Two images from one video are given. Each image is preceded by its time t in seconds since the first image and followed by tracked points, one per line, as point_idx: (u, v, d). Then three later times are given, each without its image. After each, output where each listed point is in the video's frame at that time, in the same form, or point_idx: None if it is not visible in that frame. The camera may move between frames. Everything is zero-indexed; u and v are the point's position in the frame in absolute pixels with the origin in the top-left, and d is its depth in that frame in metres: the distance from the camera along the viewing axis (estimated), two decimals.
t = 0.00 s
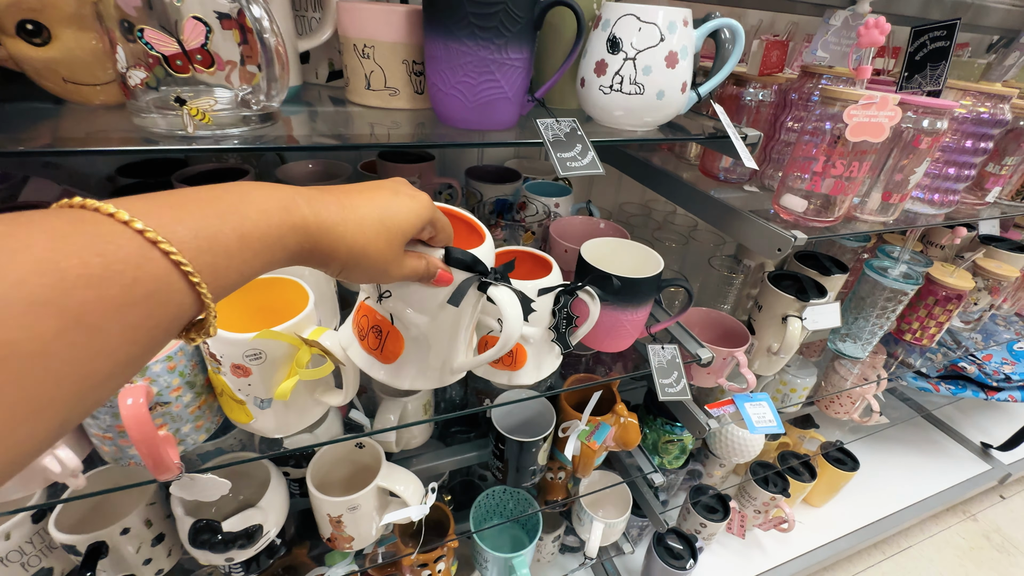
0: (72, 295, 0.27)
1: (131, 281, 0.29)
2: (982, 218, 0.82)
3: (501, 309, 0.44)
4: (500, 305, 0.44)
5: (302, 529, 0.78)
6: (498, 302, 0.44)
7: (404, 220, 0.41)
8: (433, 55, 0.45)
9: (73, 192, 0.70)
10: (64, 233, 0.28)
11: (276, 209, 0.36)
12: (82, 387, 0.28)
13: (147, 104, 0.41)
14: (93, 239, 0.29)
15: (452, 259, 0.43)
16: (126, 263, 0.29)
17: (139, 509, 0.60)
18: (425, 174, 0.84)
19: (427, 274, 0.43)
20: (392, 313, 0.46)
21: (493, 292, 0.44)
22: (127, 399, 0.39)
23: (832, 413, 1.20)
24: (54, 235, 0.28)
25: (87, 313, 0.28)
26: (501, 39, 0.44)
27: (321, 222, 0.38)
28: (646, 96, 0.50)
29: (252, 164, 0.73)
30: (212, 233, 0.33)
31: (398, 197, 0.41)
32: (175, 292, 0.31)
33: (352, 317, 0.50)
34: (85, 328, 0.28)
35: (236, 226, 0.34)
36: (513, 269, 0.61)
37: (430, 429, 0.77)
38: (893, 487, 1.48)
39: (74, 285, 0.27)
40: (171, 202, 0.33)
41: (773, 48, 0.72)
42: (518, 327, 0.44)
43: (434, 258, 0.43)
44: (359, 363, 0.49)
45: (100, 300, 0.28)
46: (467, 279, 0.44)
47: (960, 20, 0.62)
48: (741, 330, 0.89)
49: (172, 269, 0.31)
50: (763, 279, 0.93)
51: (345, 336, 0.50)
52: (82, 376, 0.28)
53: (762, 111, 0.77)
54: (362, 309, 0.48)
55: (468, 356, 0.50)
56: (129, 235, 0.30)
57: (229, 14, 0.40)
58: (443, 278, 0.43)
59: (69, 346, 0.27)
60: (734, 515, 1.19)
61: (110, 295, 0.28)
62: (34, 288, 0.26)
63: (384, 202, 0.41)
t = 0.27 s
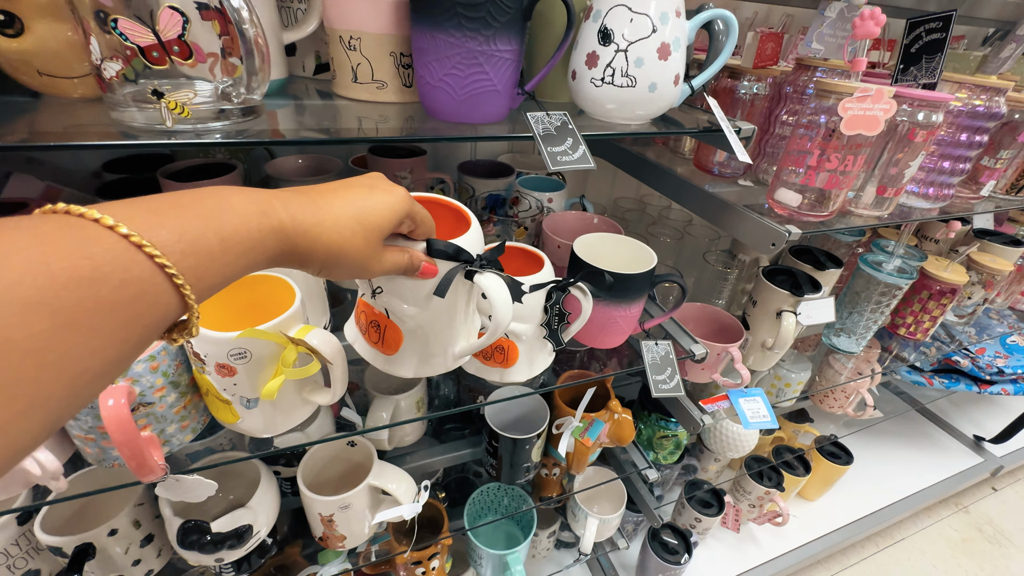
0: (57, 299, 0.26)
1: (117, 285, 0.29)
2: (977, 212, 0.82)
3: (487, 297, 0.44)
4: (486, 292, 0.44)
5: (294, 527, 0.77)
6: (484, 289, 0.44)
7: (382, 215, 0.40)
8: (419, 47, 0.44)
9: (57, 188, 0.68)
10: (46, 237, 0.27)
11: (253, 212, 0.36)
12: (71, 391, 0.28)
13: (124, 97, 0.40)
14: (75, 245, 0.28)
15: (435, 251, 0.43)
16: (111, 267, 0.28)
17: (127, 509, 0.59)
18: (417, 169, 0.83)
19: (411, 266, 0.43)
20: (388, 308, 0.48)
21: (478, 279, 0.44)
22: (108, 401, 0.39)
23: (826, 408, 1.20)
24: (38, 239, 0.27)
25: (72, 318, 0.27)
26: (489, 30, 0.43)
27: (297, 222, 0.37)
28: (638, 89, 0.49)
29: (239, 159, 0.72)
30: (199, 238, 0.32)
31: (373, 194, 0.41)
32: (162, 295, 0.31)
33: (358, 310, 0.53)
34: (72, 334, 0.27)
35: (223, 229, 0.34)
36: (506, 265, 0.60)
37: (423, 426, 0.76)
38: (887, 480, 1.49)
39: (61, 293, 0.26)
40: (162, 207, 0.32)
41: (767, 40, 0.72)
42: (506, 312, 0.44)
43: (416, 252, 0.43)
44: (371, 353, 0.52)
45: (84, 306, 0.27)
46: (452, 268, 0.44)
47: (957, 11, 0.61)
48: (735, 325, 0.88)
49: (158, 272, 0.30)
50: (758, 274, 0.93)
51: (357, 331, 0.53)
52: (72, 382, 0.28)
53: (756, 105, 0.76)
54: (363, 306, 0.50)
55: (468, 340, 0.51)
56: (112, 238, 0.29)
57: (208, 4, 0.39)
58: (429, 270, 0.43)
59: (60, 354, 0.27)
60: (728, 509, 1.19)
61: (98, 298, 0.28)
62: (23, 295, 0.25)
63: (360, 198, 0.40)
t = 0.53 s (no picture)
0: (45, 305, 0.25)
1: (102, 287, 0.27)
2: (976, 204, 0.81)
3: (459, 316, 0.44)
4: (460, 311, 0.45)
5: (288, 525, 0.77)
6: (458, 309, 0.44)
7: (368, 226, 0.40)
8: (408, 36, 0.42)
9: (40, 182, 0.67)
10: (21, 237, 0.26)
11: (242, 216, 0.35)
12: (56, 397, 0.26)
13: (101, 87, 0.38)
14: (56, 246, 0.26)
15: (415, 265, 0.43)
16: (95, 269, 0.27)
17: (117, 509, 0.58)
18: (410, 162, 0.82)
19: (391, 276, 0.43)
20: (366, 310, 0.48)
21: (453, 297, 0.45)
22: (90, 401, 0.38)
23: (823, 401, 1.20)
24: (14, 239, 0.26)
25: (55, 323, 0.26)
26: (480, 16, 0.41)
27: (285, 231, 0.36)
28: (634, 78, 0.48)
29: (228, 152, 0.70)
30: (186, 239, 0.31)
31: (361, 202, 0.40)
32: (149, 298, 0.30)
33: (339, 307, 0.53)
34: (56, 339, 0.26)
35: (209, 231, 0.32)
36: (500, 259, 0.58)
37: (418, 423, 0.76)
38: (883, 473, 1.49)
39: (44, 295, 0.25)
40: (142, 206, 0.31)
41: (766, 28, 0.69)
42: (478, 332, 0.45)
43: (397, 263, 0.43)
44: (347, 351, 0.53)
45: (68, 310, 0.26)
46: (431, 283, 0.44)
47: None
48: (732, 319, 0.88)
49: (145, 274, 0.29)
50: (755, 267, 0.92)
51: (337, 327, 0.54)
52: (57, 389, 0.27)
53: (753, 96, 0.76)
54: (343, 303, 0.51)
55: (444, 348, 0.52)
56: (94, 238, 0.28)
57: None
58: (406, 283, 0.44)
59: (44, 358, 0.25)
60: (725, 503, 1.19)
61: (83, 301, 0.27)
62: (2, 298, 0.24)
63: (346, 207, 0.40)
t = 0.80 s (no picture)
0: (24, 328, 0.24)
1: (87, 307, 0.26)
2: (976, 196, 0.80)
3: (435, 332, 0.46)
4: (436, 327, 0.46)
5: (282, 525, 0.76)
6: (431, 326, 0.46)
7: (350, 248, 0.39)
8: (397, 23, 0.40)
9: (21, 176, 0.65)
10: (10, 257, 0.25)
11: (226, 238, 0.32)
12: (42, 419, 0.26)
13: (74, 76, 0.37)
14: (40, 267, 0.26)
15: (393, 284, 0.44)
16: (79, 289, 0.26)
17: (104, 512, 0.57)
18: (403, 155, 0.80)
19: (369, 294, 0.43)
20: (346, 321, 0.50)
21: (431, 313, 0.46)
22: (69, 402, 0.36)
23: (820, 395, 1.20)
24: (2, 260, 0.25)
25: (38, 345, 0.25)
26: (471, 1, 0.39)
27: (265, 254, 0.34)
28: (631, 67, 0.46)
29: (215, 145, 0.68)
30: (175, 255, 0.30)
31: (342, 224, 0.39)
32: (138, 317, 0.28)
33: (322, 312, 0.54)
34: (38, 362, 0.25)
35: (197, 248, 0.31)
36: (495, 254, 0.57)
37: (413, 420, 0.74)
38: (879, 466, 1.50)
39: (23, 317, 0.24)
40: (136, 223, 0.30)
41: (766, 17, 0.68)
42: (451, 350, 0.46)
43: (376, 281, 0.43)
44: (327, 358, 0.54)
45: (50, 332, 0.25)
46: (407, 301, 0.46)
47: None
48: (730, 314, 0.87)
49: (132, 292, 0.28)
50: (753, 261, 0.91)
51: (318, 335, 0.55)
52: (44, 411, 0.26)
53: (753, 86, 0.74)
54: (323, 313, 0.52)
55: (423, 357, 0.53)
56: (79, 256, 0.27)
57: None
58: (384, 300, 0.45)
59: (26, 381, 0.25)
60: (722, 497, 1.19)
61: (65, 323, 0.26)
62: None
63: (326, 228, 0.38)
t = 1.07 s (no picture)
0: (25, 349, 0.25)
1: (84, 331, 0.27)
2: (974, 191, 0.80)
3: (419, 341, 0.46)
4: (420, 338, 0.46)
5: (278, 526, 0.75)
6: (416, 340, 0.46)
7: (333, 266, 0.39)
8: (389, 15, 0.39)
9: (6, 174, 0.63)
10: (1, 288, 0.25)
11: (214, 262, 0.33)
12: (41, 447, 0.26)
13: (53, 69, 0.35)
14: (36, 293, 0.26)
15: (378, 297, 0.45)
16: (77, 314, 0.26)
17: (95, 515, 0.56)
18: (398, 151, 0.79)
19: (354, 307, 0.43)
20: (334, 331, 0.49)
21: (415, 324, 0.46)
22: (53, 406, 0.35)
23: (818, 391, 1.19)
24: None
25: (39, 366, 0.25)
26: None
27: (250, 275, 0.35)
28: (629, 60, 0.45)
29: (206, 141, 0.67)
30: (168, 277, 0.30)
31: (325, 242, 0.39)
32: (134, 339, 0.29)
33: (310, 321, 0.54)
34: (39, 383, 0.25)
35: (189, 270, 0.32)
36: (491, 251, 0.56)
37: (409, 420, 0.74)
38: (876, 461, 1.50)
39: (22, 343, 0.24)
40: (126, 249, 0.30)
41: (766, 9, 0.66)
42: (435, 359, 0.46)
43: (360, 294, 0.43)
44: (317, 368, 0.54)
45: (50, 353, 0.25)
46: (392, 313, 0.46)
47: None
48: (728, 310, 0.86)
49: (129, 315, 0.28)
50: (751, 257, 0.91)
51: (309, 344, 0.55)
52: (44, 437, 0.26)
53: (752, 81, 0.73)
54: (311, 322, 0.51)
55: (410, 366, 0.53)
56: (75, 282, 0.27)
57: None
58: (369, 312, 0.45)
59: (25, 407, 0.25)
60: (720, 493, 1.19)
61: (64, 348, 0.26)
62: None
63: (309, 247, 0.38)
